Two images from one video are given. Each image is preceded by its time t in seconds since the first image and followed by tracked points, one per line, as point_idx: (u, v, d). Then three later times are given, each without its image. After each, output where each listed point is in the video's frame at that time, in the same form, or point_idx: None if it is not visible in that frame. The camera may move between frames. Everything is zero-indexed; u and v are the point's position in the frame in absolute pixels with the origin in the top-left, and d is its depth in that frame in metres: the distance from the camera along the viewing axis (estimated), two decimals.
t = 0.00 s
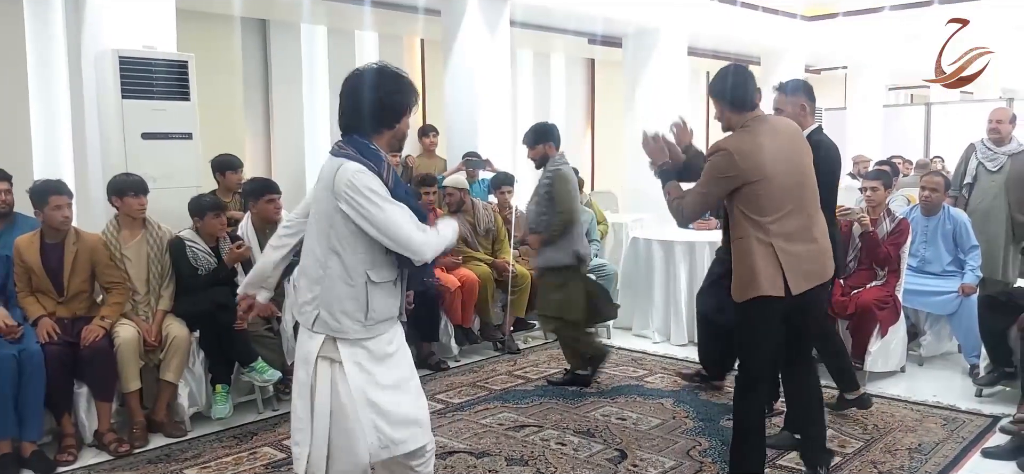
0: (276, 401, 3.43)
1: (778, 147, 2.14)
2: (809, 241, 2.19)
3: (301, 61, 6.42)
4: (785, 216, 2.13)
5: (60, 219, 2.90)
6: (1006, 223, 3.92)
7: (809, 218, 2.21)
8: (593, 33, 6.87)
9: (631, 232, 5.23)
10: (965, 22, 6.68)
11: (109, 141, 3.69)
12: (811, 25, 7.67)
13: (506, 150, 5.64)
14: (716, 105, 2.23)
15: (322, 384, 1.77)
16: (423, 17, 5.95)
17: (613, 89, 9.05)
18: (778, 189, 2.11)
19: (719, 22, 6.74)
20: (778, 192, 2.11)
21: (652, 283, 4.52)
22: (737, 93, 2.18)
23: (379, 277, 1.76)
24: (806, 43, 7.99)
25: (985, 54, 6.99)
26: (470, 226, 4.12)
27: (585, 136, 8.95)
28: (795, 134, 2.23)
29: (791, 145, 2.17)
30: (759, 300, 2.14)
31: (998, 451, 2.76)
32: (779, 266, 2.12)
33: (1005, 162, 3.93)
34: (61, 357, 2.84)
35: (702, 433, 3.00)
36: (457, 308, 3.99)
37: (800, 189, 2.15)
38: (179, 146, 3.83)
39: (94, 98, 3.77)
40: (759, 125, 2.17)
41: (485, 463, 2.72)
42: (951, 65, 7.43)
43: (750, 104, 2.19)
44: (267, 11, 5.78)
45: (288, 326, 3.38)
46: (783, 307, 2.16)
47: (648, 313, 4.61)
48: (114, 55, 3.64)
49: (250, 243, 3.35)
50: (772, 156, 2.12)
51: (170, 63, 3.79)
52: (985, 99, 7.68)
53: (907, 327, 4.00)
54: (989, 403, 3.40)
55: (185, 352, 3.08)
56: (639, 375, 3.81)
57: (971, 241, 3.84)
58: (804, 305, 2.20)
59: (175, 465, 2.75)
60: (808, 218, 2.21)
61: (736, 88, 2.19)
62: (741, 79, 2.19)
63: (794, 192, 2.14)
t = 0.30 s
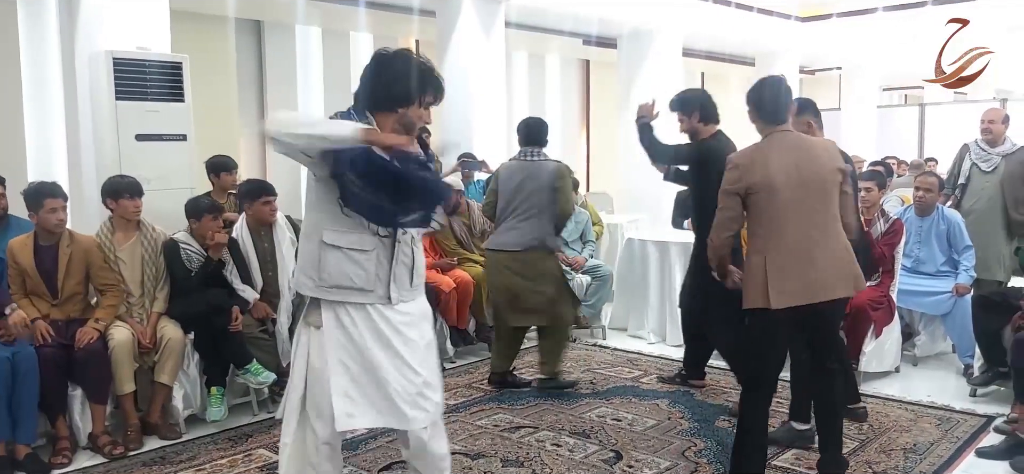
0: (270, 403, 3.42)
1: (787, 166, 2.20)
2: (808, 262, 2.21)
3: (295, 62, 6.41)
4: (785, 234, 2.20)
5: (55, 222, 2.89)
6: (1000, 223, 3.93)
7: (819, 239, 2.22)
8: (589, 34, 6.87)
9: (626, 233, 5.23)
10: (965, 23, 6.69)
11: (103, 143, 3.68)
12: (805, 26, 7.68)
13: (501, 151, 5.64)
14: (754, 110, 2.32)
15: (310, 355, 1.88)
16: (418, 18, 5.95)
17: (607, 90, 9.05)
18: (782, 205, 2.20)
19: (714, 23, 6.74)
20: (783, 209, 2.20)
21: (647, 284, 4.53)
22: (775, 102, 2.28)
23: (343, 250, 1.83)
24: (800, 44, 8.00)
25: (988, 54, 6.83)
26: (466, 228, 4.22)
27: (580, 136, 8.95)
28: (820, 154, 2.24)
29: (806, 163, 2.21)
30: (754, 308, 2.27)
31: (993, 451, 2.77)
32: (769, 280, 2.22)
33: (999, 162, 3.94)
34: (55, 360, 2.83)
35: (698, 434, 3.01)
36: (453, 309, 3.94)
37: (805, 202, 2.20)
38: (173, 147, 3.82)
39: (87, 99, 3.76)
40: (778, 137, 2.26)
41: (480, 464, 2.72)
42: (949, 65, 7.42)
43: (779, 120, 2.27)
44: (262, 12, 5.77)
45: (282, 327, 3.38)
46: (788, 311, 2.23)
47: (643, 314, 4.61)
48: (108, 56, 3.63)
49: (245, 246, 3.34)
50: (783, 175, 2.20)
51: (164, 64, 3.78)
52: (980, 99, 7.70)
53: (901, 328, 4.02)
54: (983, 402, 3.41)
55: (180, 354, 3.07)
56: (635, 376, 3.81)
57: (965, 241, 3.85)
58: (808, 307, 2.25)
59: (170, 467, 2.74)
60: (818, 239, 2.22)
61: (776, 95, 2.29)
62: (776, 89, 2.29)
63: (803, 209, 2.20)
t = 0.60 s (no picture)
0: (270, 399, 3.42)
1: (801, 153, 2.32)
2: (812, 241, 2.31)
3: (295, 58, 6.40)
4: (798, 216, 2.33)
5: (55, 218, 2.88)
6: (999, 221, 3.93)
7: (831, 224, 2.30)
8: (589, 30, 6.87)
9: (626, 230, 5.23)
10: (965, 23, 6.69)
11: (102, 138, 3.67)
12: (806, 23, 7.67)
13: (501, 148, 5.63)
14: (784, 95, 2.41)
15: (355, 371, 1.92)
16: (418, 14, 5.94)
17: (607, 87, 9.04)
18: (794, 187, 2.33)
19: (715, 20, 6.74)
20: (796, 193, 2.32)
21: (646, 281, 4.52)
22: (811, 84, 2.34)
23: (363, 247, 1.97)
24: (800, 41, 7.99)
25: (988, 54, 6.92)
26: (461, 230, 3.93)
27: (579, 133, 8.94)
28: (837, 140, 2.31)
29: (820, 149, 2.30)
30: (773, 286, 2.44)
31: (992, 448, 2.77)
32: (780, 260, 2.38)
33: (1000, 160, 3.93)
34: (55, 356, 2.82)
35: (697, 431, 3.01)
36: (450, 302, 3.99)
37: (818, 181, 2.30)
38: (172, 143, 3.81)
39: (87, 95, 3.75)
40: (800, 122, 2.35)
41: (479, 461, 2.72)
42: (949, 65, 7.40)
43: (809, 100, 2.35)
44: (261, 8, 5.76)
45: (282, 324, 3.37)
46: (798, 291, 2.36)
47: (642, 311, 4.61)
48: (107, 52, 3.62)
49: (244, 242, 3.35)
50: (800, 160, 2.31)
51: (163, 59, 3.77)
52: (980, 97, 7.69)
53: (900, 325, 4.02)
54: (982, 400, 3.41)
55: (179, 350, 3.07)
56: (634, 372, 3.82)
57: (965, 238, 3.85)
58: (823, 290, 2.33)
59: (170, 463, 2.74)
60: (829, 224, 2.30)
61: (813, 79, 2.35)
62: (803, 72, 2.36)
63: (816, 192, 2.30)
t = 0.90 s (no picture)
0: (271, 398, 3.42)
1: (805, 165, 2.32)
2: (816, 257, 2.32)
3: (296, 58, 6.40)
4: (804, 229, 2.35)
5: (56, 217, 2.88)
6: (1001, 220, 3.92)
7: (836, 235, 2.30)
8: (590, 30, 6.86)
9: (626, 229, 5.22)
10: (965, 23, 6.70)
11: (103, 138, 3.67)
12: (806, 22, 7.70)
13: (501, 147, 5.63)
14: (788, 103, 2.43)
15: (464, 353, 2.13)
16: (419, 13, 5.94)
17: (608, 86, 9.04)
18: (799, 199, 2.34)
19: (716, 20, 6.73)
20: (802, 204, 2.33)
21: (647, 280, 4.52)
22: (813, 91, 2.34)
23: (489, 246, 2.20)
24: (801, 40, 7.99)
25: (988, 54, 6.89)
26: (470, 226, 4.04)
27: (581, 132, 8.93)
28: (839, 151, 2.30)
29: (822, 162, 2.30)
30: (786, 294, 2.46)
31: (993, 447, 2.77)
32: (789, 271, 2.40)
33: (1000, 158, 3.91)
34: (55, 355, 2.82)
35: (698, 430, 3.01)
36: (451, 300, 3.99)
37: (821, 196, 2.30)
38: (173, 143, 3.81)
39: (87, 94, 3.75)
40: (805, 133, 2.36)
41: (479, 460, 2.72)
42: (950, 65, 7.40)
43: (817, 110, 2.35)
44: (263, 8, 5.76)
45: (283, 322, 3.39)
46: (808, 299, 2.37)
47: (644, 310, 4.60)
48: (108, 52, 3.62)
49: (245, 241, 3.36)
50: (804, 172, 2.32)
51: (164, 59, 3.77)
52: (982, 96, 7.69)
53: (901, 324, 4.01)
54: (982, 399, 3.41)
55: (180, 349, 3.07)
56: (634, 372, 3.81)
57: (966, 237, 3.85)
58: (831, 299, 2.34)
59: (170, 462, 2.74)
60: (834, 234, 2.31)
61: (815, 82, 2.36)
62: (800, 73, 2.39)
63: (820, 203, 2.31)
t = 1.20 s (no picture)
0: (272, 397, 3.41)
1: (807, 151, 2.33)
2: (817, 243, 2.33)
3: (296, 57, 6.39)
4: (804, 212, 2.36)
5: (56, 217, 2.88)
6: (1001, 219, 3.93)
7: (837, 218, 2.31)
8: (589, 28, 6.87)
9: (626, 228, 5.22)
10: (964, 22, 6.72)
11: (103, 137, 3.67)
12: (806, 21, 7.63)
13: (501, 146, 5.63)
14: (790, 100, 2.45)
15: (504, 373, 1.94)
16: (419, 12, 5.95)
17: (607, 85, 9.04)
18: (800, 183, 2.35)
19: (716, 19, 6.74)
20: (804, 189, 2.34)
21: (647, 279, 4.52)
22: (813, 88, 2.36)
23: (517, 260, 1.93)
24: (800, 39, 7.99)
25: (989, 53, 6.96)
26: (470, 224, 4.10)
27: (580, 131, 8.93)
28: (840, 138, 2.30)
29: (826, 146, 2.31)
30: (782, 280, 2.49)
31: (994, 445, 2.77)
32: (787, 255, 2.42)
33: (1000, 156, 3.92)
34: (56, 354, 2.82)
35: (699, 428, 3.01)
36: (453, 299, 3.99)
37: (823, 182, 2.31)
38: (173, 142, 3.81)
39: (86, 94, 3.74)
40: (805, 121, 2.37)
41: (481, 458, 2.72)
42: (949, 64, 7.42)
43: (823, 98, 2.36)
44: (262, 7, 5.76)
45: (284, 321, 3.38)
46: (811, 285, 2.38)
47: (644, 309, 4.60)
48: (108, 50, 3.62)
49: (245, 240, 3.37)
50: (808, 156, 2.32)
51: (164, 58, 3.77)
52: (981, 95, 7.70)
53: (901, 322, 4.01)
54: (983, 397, 3.41)
55: (181, 348, 3.07)
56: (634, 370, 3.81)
57: (966, 235, 3.85)
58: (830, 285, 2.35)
59: (173, 461, 2.74)
60: (834, 218, 2.31)
61: (816, 80, 2.36)
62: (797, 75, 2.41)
63: (821, 187, 2.31)
